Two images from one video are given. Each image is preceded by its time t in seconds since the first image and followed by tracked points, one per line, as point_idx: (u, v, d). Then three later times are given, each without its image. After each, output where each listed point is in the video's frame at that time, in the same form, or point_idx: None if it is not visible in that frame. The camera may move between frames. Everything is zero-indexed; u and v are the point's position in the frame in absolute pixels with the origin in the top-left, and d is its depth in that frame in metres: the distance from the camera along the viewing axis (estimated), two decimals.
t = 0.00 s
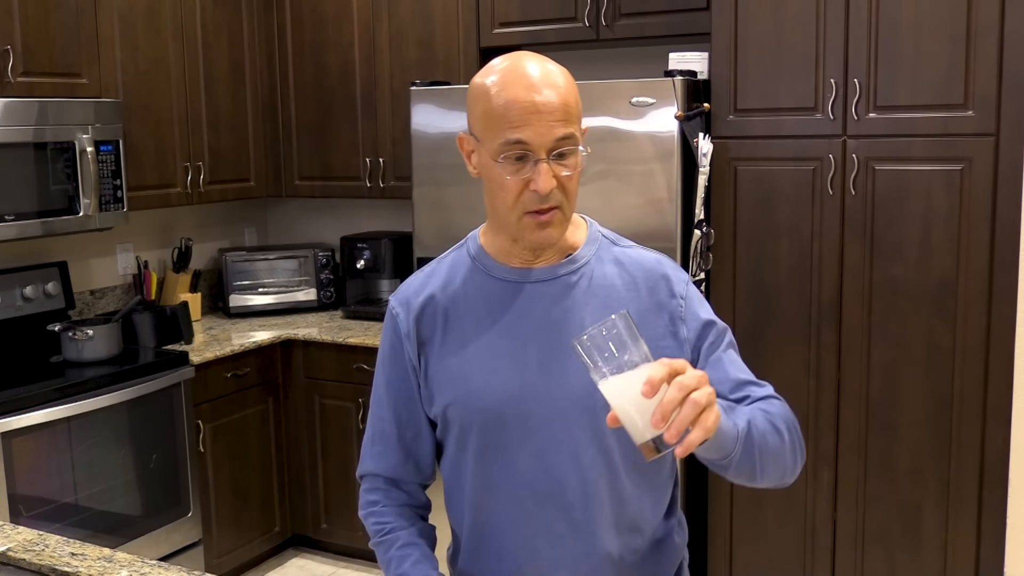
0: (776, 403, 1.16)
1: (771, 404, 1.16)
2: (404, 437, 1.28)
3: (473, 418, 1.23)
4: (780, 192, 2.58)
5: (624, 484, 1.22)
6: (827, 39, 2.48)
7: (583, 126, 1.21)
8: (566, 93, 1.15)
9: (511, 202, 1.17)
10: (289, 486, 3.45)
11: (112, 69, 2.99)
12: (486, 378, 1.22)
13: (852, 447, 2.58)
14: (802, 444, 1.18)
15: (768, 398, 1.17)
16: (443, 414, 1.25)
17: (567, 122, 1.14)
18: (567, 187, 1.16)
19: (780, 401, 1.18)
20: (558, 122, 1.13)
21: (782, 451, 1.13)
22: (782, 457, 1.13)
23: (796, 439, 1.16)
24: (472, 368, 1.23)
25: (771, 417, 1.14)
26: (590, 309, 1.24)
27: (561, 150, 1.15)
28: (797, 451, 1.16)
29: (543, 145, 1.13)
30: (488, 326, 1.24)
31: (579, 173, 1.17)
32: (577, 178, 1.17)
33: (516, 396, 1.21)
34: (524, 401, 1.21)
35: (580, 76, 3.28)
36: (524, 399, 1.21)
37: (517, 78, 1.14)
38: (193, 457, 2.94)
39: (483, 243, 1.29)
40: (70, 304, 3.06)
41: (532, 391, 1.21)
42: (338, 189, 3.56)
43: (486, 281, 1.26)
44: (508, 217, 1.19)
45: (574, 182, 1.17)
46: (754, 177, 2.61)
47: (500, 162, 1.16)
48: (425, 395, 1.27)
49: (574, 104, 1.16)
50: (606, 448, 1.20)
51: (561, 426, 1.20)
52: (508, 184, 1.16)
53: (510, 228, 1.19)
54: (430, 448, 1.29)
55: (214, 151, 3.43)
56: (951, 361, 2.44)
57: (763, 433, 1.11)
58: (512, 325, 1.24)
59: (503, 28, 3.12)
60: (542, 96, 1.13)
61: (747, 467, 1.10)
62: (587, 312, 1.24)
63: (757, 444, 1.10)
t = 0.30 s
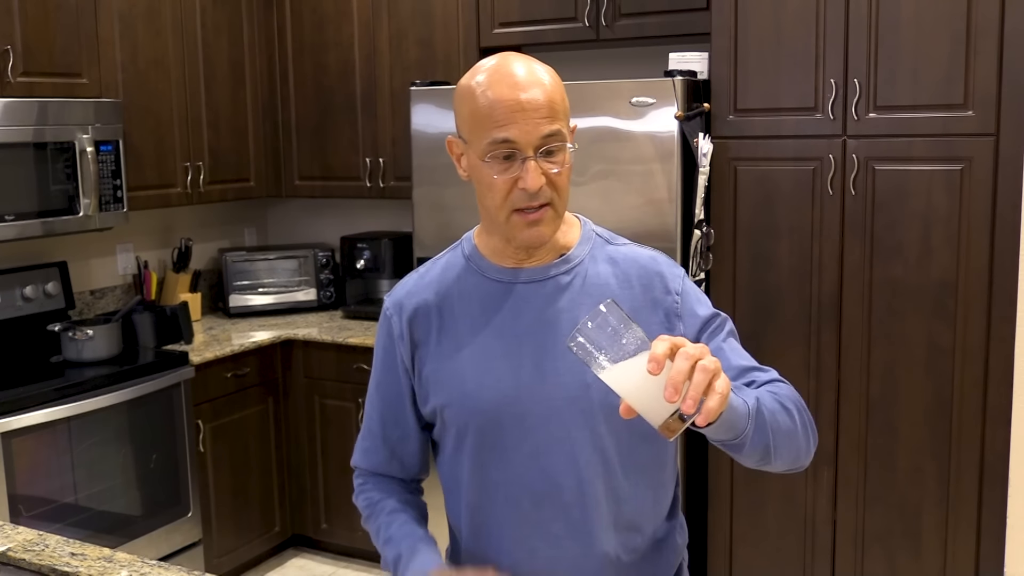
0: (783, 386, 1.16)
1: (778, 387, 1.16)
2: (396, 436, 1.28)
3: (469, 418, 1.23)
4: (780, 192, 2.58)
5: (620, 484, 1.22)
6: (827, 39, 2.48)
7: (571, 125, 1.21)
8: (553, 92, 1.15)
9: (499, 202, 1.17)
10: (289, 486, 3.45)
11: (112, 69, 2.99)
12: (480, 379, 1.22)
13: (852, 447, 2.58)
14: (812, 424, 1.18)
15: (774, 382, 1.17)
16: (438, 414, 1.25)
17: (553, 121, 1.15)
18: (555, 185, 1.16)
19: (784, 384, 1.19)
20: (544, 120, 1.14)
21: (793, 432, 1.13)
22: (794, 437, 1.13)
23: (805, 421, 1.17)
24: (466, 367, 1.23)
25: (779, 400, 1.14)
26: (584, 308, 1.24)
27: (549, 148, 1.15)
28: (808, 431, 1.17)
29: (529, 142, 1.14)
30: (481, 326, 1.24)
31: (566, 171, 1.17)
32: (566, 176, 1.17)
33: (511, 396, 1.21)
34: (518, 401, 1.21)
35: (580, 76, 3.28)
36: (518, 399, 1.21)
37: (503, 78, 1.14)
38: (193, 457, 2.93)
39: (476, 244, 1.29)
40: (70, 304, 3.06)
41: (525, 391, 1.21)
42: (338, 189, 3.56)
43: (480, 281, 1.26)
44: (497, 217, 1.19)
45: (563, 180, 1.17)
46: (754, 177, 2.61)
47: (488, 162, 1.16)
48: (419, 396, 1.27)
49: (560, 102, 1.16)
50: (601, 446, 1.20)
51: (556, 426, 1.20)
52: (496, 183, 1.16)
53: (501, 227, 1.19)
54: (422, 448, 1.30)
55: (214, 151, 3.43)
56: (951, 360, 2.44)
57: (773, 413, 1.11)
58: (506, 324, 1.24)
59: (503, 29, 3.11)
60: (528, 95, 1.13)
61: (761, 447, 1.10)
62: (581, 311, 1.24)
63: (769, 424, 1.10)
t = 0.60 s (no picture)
0: (762, 414, 1.16)
1: (758, 414, 1.16)
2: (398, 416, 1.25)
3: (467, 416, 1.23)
4: (779, 192, 2.58)
5: (619, 485, 1.22)
6: (827, 39, 2.48)
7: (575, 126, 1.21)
8: (555, 93, 1.15)
9: (499, 200, 1.18)
10: (289, 486, 3.45)
11: (112, 69, 2.99)
12: (479, 376, 1.23)
13: (852, 447, 2.58)
14: (792, 453, 1.18)
15: (756, 407, 1.17)
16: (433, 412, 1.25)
17: (554, 122, 1.14)
18: (554, 185, 1.17)
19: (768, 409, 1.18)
20: (544, 121, 1.14)
21: (764, 464, 1.13)
22: (764, 468, 1.13)
23: (784, 451, 1.16)
24: (466, 365, 1.24)
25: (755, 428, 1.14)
26: (586, 307, 1.24)
27: (548, 149, 1.15)
28: (784, 462, 1.16)
29: (529, 143, 1.14)
30: (483, 324, 1.24)
31: (567, 173, 1.17)
32: (566, 177, 1.17)
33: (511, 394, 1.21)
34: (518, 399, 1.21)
35: (580, 76, 3.28)
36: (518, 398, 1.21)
37: (505, 77, 1.14)
38: (193, 457, 2.93)
39: (483, 240, 1.29)
40: (70, 304, 3.06)
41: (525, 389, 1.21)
42: (338, 189, 3.56)
43: (484, 278, 1.26)
44: (496, 214, 1.20)
45: (562, 180, 1.17)
46: (754, 177, 2.61)
47: (487, 161, 1.16)
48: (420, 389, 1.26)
49: (563, 102, 1.16)
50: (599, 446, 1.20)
51: (555, 426, 1.20)
52: (494, 182, 1.17)
53: (500, 226, 1.20)
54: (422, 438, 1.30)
55: (215, 151, 3.43)
56: (950, 360, 2.44)
57: (740, 442, 1.12)
58: (508, 322, 1.24)
59: (503, 28, 3.12)
60: (528, 95, 1.13)
61: (717, 473, 1.13)
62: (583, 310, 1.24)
63: (730, 454, 1.12)
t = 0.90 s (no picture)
0: (724, 453, 1.11)
1: (712, 451, 1.10)
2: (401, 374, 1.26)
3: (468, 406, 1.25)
4: (779, 192, 2.58)
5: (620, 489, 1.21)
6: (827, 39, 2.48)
7: (611, 128, 1.18)
8: (590, 93, 1.13)
9: (520, 193, 1.18)
10: (289, 486, 3.46)
11: (112, 69, 2.99)
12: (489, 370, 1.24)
13: (852, 447, 2.58)
14: (744, 492, 1.13)
15: (718, 442, 1.11)
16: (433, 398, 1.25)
17: (583, 123, 1.13)
18: (575, 187, 1.15)
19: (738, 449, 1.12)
20: (572, 121, 1.12)
21: (704, 503, 1.09)
22: (701, 506, 1.09)
23: (735, 490, 1.11)
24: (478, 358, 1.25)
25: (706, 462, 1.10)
26: (599, 310, 1.22)
27: (572, 150, 1.14)
28: (733, 503, 1.11)
29: (553, 141, 1.13)
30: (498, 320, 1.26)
31: (591, 176, 1.15)
32: (589, 180, 1.15)
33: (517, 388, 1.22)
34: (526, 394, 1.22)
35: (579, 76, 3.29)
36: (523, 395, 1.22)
37: (539, 73, 1.12)
38: (193, 457, 2.93)
39: (511, 232, 1.29)
40: (70, 304, 3.06)
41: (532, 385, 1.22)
42: (338, 188, 3.56)
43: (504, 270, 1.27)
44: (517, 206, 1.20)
45: (585, 182, 1.15)
46: (754, 177, 2.61)
47: (513, 153, 1.16)
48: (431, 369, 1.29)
49: (597, 105, 1.14)
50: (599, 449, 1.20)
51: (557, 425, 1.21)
52: (518, 175, 1.16)
53: (522, 219, 1.20)
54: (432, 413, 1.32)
55: (214, 151, 3.42)
56: (950, 360, 2.45)
57: (679, 478, 1.08)
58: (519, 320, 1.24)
59: (503, 28, 3.12)
60: (560, 93, 1.12)
61: (647, 503, 1.08)
62: (596, 312, 1.22)
63: (665, 485, 1.08)
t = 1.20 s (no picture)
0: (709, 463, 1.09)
1: (698, 461, 1.09)
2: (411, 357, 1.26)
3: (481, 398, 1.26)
4: (779, 192, 2.58)
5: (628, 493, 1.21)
6: (827, 39, 2.48)
7: (647, 129, 1.17)
8: (626, 91, 1.12)
9: (547, 185, 1.17)
10: (290, 486, 3.46)
11: (112, 69, 2.99)
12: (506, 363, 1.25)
13: (852, 448, 2.58)
14: (728, 505, 1.10)
15: (710, 452, 1.10)
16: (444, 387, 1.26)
17: (616, 120, 1.12)
18: (603, 185, 1.15)
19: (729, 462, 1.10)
20: (606, 118, 1.12)
21: (684, 512, 1.06)
22: (677, 516, 1.06)
23: (719, 501, 1.08)
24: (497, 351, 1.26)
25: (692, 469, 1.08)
26: (617, 310, 1.22)
27: (604, 148, 1.13)
28: (714, 514, 1.08)
29: (585, 136, 1.12)
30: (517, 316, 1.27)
31: (621, 174, 1.15)
32: (619, 179, 1.15)
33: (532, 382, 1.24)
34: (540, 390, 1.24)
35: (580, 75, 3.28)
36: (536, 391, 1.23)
37: (576, 67, 1.12)
38: (193, 457, 2.94)
39: (540, 227, 1.30)
40: (70, 304, 3.06)
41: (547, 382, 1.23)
42: (338, 188, 3.56)
43: (530, 262, 1.28)
44: (543, 199, 1.20)
45: (613, 181, 1.15)
46: (754, 177, 2.61)
47: (544, 145, 1.16)
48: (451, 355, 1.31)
49: (633, 103, 1.13)
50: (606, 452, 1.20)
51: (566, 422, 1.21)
52: (547, 168, 1.16)
53: (547, 213, 1.20)
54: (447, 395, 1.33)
55: (214, 150, 3.43)
56: (950, 360, 2.44)
57: (659, 486, 1.05)
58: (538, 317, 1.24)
59: (503, 28, 3.12)
60: (596, 89, 1.11)
61: (620, 505, 1.05)
62: (613, 313, 1.22)
63: (643, 491, 1.05)
